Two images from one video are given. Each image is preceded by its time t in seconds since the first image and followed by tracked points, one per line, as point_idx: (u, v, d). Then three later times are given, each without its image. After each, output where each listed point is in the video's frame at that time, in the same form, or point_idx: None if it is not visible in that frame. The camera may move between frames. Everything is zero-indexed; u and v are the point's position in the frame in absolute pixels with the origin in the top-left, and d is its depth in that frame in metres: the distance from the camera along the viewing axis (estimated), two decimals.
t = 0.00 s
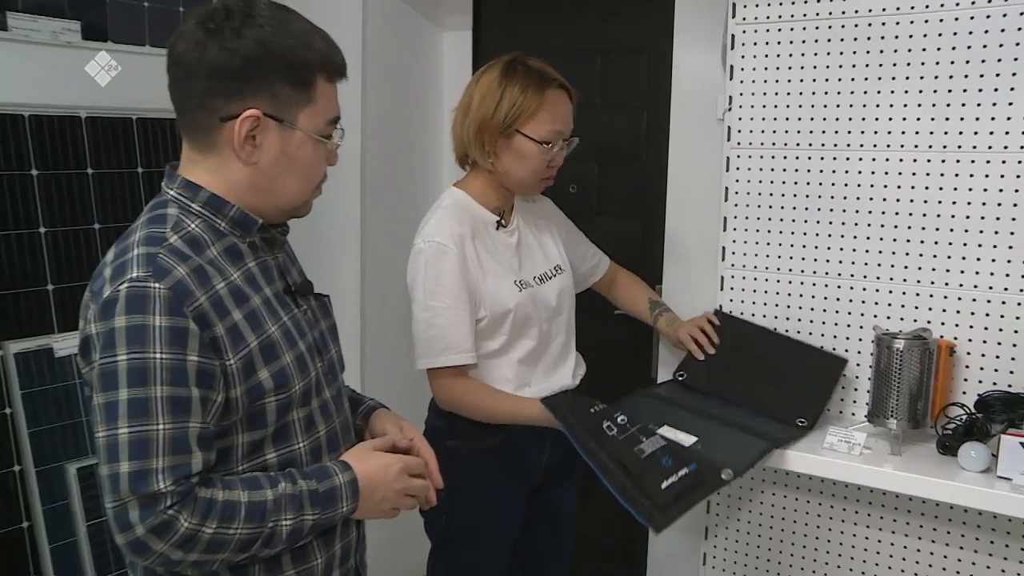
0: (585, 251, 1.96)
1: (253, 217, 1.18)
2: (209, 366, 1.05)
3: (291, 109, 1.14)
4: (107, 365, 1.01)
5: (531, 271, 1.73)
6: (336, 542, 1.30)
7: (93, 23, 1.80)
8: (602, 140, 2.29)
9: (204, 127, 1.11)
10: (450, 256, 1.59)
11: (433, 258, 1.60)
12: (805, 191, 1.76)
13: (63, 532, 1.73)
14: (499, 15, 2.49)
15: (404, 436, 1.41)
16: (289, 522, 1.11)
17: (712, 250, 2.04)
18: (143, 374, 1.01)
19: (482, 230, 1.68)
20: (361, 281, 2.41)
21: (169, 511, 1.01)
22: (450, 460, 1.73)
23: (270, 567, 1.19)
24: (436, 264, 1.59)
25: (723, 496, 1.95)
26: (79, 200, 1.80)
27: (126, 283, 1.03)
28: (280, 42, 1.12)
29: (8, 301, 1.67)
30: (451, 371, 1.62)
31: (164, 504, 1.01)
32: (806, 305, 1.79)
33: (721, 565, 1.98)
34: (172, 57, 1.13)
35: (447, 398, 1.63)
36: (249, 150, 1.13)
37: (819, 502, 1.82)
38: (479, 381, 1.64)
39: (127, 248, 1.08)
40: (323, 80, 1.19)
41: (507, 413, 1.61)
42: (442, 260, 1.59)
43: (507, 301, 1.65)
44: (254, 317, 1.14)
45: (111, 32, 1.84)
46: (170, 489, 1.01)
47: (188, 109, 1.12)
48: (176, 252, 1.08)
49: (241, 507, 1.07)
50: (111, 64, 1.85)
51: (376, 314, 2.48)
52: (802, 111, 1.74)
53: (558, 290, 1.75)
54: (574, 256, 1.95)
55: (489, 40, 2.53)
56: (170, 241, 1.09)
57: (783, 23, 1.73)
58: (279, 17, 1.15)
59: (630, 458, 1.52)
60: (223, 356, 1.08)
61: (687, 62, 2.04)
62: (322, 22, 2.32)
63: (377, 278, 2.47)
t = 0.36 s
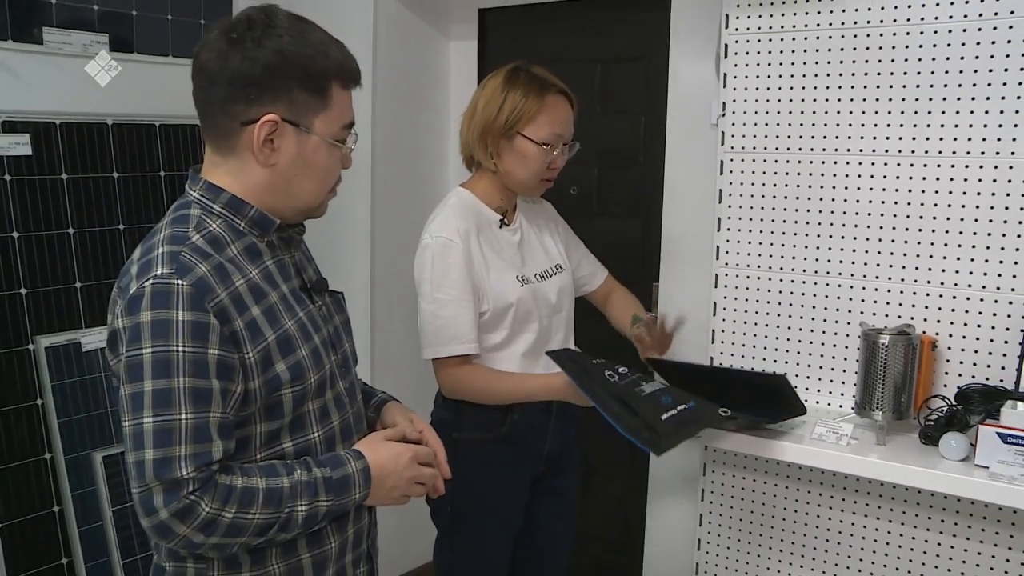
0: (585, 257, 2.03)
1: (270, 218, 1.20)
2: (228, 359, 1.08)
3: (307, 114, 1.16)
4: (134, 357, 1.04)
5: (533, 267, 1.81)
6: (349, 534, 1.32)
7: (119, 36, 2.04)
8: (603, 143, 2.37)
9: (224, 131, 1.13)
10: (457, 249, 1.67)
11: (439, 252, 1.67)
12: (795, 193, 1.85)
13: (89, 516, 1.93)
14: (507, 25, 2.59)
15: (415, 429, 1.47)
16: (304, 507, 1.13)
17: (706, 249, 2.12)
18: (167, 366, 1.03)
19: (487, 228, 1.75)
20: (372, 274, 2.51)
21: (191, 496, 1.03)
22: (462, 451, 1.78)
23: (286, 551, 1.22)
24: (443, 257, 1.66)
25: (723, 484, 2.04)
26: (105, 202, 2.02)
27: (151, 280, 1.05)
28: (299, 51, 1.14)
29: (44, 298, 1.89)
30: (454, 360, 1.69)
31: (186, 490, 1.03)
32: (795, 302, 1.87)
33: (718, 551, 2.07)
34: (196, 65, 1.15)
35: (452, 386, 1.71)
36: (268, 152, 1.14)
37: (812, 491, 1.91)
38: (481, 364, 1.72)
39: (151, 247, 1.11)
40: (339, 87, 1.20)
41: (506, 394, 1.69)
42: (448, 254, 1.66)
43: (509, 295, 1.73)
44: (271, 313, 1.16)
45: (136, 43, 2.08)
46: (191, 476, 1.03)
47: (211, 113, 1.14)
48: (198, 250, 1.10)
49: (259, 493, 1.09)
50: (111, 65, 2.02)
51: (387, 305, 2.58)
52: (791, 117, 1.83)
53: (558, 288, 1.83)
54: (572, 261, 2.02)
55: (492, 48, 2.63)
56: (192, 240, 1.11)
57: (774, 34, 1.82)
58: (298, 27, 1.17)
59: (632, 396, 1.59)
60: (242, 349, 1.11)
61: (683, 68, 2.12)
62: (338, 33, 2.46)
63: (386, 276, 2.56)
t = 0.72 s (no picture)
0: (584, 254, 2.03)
1: (274, 212, 1.20)
2: (231, 352, 1.07)
3: (311, 109, 1.15)
4: (138, 350, 1.04)
5: (531, 259, 1.81)
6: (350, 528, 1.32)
7: (119, 31, 2.04)
8: (603, 138, 2.37)
9: (229, 125, 1.12)
10: (457, 240, 1.66)
11: (439, 243, 1.66)
12: (795, 187, 1.85)
13: (90, 510, 1.94)
14: (509, 21, 2.58)
15: (415, 427, 1.47)
16: (304, 507, 1.12)
17: (705, 244, 2.12)
18: (169, 359, 1.03)
19: (487, 222, 1.75)
20: (372, 270, 2.51)
21: (190, 489, 1.03)
22: (464, 446, 1.77)
23: (287, 546, 1.22)
24: (443, 249, 1.66)
25: (725, 478, 2.04)
26: (105, 198, 2.02)
27: (155, 273, 1.05)
28: (304, 46, 1.13)
29: (44, 293, 1.89)
30: (454, 351, 1.69)
31: (187, 484, 1.03)
32: (795, 297, 1.87)
33: (719, 546, 2.08)
34: (201, 59, 1.14)
35: (452, 377, 1.70)
36: (271, 147, 1.13)
37: (813, 486, 1.91)
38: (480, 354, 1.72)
39: (155, 241, 1.10)
40: (342, 82, 1.19)
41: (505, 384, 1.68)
42: (448, 244, 1.66)
43: (509, 288, 1.72)
44: (274, 306, 1.15)
45: (136, 38, 2.08)
46: (192, 470, 1.03)
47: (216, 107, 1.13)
48: (201, 244, 1.10)
49: (260, 490, 1.09)
50: (110, 65, 2.02)
51: (388, 300, 2.58)
52: (791, 111, 1.83)
53: (556, 282, 1.83)
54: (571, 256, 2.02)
55: (492, 44, 2.63)
56: (196, 234, 1.11)
57: (774, 29, 1.82)
58: (304, 22, 1.16)
59: (627, 367, 1.62)
60: (245, 343, 1.10)
61: (683, 64, 2.12)
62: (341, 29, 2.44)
63: (385, 270, 2.56)
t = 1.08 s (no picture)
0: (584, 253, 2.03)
1: (280, 210, 1.19)
2: (233, 351, 1.06)
3: (317, 108, 1.15)
4: (138, 344, 1.03)
5: (529, 259, 1.81)
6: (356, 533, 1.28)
7: (120, 31, 2.04)
8: (603, 138, 2.37)
9: (235, 123, 1.12)
10: (453, 240, 1.66)
11: (436, 242, 1.66)
12: (794, 187, 1.85)
13: (89, 510, 1.93)
14: (510, 21, 2.58)
15: (418, 428, 1.46)
16: (277, 562, 1.07)
17: (705, 243, 2.12)
18: (169, 355, 1.02)
19: (484, 221, 1.75)
20: (372, 269, 2.51)
21: (174, 495, 1.00)
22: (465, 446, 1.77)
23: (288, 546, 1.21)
24: (439, 248, 1.65)
25: (726, 478, 2.04)
26: (106, 198, 2.02)
27: (160, 269, 1.04)
28: (311, 46, 1.13)
29: (43, 294, 1.89)
30: (454, 348, 1.68)
31: (173, 486, 1.00)
32: (796, 297, 1.87)
33: (719, 546, 2.08)
34: (208, 59, 1.15)
35: (453, 373, 1.69)
36: (277, 146, 1.13)
37: (813, 486, 1.91)
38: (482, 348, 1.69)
39: (161, 237, 1.10)
40: (348, 82, 1.19)
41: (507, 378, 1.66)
42: (443, 243, 1.66)
43: (506, 287, 1.72)
44: (278, 305, 1.14)
45: (136, 39, 2.08)
46: (180, 472, 1.01)
47: (222, 107, 1.13)
48: (207, 242, 1.09)
49: (240, 524, 1.05)
50: (110, 65, 2.02)
51: (388, 299, 2.58)
52: (791, 111, 1.83)
53: (553, 281, 1.84)
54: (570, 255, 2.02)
55: (492, 45, 2.63)
56: (202, 232, 1.10)
57: (774, 28, 1.82)
58: (311, 23, 1.16)
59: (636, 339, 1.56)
60: (249, 341, 1.09)
61: (681, 63, 2.13)
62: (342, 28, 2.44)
63: (386, 269, 2.56)
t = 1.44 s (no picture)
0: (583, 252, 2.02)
1: (282, 210, 1.19)
2: (231, 350, 1.06)
3: (317, 109, 1.14)
4: (137, 343, 1.03)
5: (530, 259, 1.81)
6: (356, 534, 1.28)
7: (120, 32, 2.04)
8: (603, 138, 2.37)
9: (235, 124, 1.12)
10: (452, 240, 1.66)
11: (436, 242, 1.66)
12: (794, 187, 1.85)
13: (89, 511, 1.93)
14: (510, 21, 2.58)
15: (424, 427, 1.45)
16: (269, 565, 1.06)
17: (705, 243, 2.12)
18: (168, 353, 1.02)
19: (483, 221, 1.74)
20: (372, 269, 2.51)
21: (169, 494, 1.00)
22: (465, 446, 1.76)
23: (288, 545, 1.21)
24: (439, 248, 1.65)
25: (725, 479, 2.04)
26: (105, 198, 2.02)
27: (160, 268, 1.04)
28: (311, 47, 1.13)
29: (43, 295, 1.89)
30: (448, 349, 1.69)
31: (169, 486, 1.00)
32: (795, 297, 1.87)
33: (719, 547, 2.07)
34: (209, 60, 1.15)
35: (449, 373, 1.71)
36: (278, 146, 1.13)
37: (813, 487, 1.91)
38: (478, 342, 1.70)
39: (162, 237, 1.10)
40: (348, 82, 1.19)
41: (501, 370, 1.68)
42: (443, 243, 1.66)
43: (506, 287, 1.72)
44: (279, 305, 1.14)
45: (136, 39, 2.09)
46: (177, 471, 1.00)
47: (223, 107, 1.13)
48: (209, 241, 1.09)
49: (236, 525, 1.05)
50: (110, 64, 2.02)
51: (388, 299, 2.58)
52: (791, 112, 1.83)
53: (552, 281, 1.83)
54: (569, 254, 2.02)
55: (492, 46, 2.63)
56: (203, 231, 1.10)
57: (774, 29, 1.82)
58: (311, 23, 1.16)
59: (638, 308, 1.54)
60: (249, 340, 1.09)
61: (681, 64, 2.13)
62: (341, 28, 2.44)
63: (386, 269, 2.56)
